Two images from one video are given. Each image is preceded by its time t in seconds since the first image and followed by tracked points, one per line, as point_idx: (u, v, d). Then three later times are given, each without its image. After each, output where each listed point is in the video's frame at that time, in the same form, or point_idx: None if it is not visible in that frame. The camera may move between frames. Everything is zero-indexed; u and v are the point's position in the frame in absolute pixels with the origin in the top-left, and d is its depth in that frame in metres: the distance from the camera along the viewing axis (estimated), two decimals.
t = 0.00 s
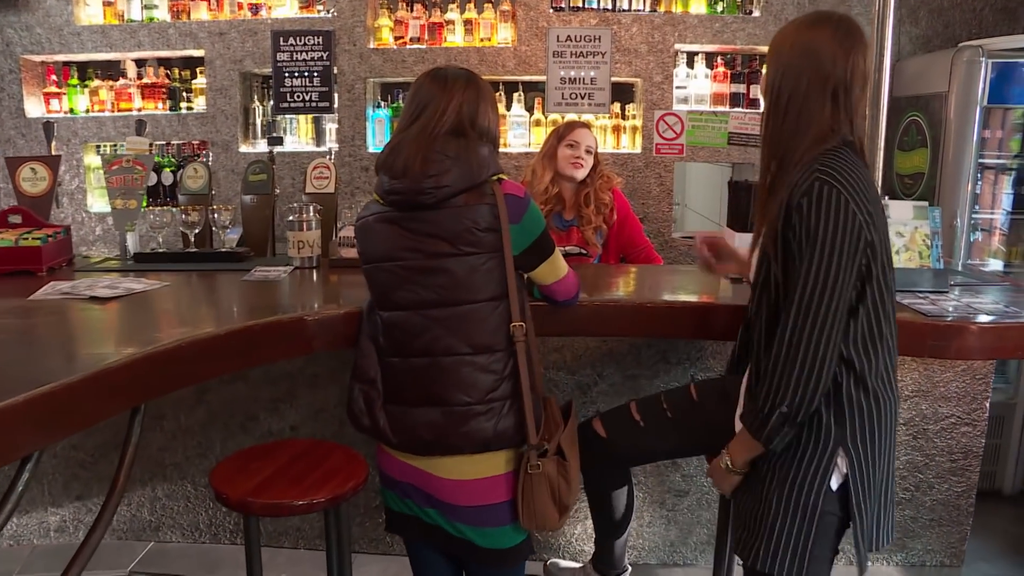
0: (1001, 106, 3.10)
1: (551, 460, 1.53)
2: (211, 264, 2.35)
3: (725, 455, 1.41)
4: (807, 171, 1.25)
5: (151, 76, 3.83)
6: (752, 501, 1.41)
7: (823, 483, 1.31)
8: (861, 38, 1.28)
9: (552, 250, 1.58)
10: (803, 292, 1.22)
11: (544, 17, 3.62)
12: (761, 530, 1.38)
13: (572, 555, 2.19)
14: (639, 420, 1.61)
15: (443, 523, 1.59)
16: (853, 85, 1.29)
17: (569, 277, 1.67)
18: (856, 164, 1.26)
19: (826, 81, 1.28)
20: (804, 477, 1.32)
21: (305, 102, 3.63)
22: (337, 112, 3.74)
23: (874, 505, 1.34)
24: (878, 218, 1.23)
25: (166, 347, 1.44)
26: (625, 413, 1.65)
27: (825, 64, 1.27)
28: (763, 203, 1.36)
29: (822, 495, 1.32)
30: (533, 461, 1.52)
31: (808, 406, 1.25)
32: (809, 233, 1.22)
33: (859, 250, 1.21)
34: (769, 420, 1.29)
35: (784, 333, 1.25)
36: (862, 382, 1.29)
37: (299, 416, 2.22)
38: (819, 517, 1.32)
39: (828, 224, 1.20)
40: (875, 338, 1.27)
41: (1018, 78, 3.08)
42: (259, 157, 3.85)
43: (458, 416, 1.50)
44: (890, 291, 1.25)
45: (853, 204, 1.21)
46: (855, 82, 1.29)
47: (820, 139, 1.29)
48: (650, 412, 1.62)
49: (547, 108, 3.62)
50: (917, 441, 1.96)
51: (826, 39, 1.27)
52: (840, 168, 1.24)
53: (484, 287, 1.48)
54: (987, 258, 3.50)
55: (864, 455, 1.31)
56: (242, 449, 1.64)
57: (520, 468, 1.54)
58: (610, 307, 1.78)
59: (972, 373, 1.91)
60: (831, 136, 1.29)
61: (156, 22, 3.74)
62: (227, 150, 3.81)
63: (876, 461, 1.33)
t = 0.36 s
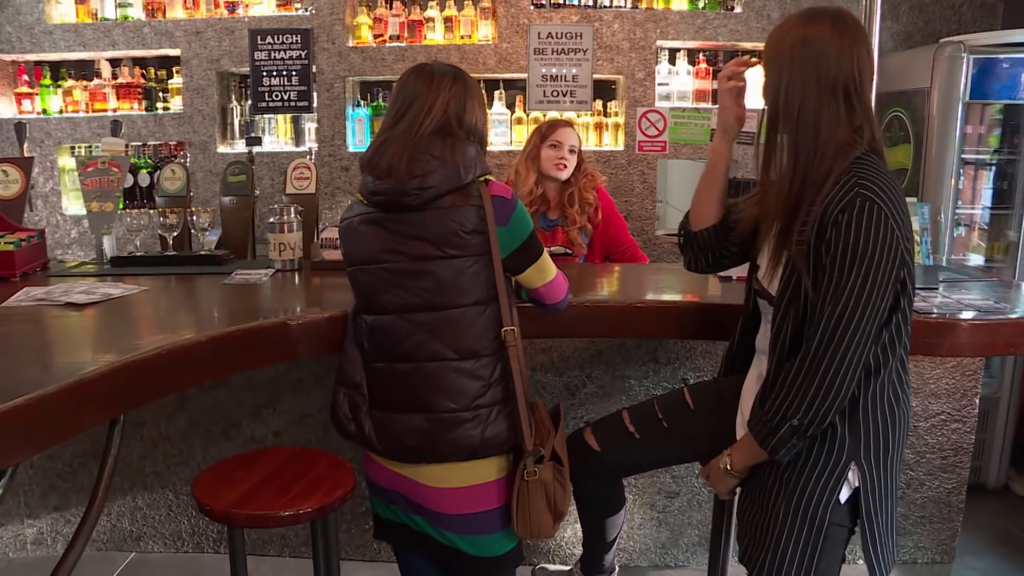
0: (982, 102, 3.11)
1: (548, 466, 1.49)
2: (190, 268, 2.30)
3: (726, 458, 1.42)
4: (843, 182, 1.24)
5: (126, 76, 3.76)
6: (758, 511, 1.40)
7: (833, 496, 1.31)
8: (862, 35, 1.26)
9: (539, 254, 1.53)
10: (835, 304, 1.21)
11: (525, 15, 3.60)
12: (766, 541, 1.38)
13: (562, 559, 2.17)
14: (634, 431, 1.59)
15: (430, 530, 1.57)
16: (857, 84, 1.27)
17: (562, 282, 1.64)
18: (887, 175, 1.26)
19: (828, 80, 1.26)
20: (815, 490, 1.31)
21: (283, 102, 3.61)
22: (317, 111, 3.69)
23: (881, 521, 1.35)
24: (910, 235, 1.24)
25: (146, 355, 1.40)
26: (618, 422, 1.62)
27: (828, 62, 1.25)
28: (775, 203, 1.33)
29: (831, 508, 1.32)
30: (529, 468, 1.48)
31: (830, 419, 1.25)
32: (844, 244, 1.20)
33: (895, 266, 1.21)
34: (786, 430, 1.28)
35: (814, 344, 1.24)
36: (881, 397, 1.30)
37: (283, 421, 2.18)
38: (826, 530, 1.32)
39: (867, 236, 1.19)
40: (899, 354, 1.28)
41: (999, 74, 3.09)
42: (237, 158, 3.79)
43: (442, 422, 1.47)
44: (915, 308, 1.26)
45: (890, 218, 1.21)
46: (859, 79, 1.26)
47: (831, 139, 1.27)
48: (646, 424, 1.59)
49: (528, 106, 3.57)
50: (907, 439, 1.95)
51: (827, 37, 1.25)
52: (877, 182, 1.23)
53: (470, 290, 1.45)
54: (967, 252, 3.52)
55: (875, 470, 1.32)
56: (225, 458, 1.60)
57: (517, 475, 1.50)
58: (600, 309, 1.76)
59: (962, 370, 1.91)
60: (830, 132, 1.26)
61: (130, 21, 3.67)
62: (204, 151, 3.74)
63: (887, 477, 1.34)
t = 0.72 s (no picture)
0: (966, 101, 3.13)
1: (546, 475, 1.47)
2: (175, 275, 2.26)
3: (710, 459, 1.43)
4: (812, 175, 1.23)
5: (106, 79, 3.70)
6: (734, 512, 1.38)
7: (807, 497, 1.29)
8: (833, 34, 1.25)
9: (533, 259, 1.52)
10: (802, 297, 1.20)
11: (509, 15, 3.58)
12: (739, 543, 1.36)
13: (556, 565, 2.16)
14: (629, 426, 1.57)
15: (426, 539, 1.55)
16: (832, 82, 1.26)
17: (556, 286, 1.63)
18: (861, 169, 1.24)
19: (802, 82, 1.25)
20: (788, 490, 1.30)
21: (266, 104, 3.60)
22: (300, 113, 3.65)
23: (859, 527, 1.31)
24: (884, 233, 1.21)
25: (133, 366, 1.37)
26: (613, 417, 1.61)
27: (800, 63, 1.24)
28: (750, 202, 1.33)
29: (804, 510, 1.29)
30: (527, 478, 1.46)
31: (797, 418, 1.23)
32: (810, 237, 1.19)
33: (862, 262, 1.18)
34: (756, 428, 1.27)
35: (779, 341, 1.23)
36: (858, 398, 1.27)
37: (271, 430, 2.15)
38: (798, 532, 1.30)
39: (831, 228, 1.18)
40: (873, 354, 1.25)
41: (982, 74, 3.11)
42: (220, 161, 3.74)
43: (437, 432, 1.45)
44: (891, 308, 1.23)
45: (857, 210, 1.19)
46: (832, 78, 1.25)
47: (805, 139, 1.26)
48: (641, 418, 1.58)
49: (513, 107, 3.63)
50: (900, 438, 1.96)
51: (797, 39, 1.25)
52: (844, 178, 1.21)
53: (464, 298, 1.43)
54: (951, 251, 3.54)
55: (852, 474, 1.29)
56: (216, 469, 1.57)
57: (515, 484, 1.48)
58: (594, 313, 1.74)
59: (954, 369, 1.92)
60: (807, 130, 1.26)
61: (109, 23, 3.61)
62: (186, 155, 3.69)
63: (865, 481, 1.31)
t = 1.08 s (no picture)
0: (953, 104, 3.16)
1: (537, 483, 1.46)
2: (161, 276, 2.22)
3: (689, 466, 1.40)
4: (767, 173, 1.25)
5: (89, 77, 3.65)
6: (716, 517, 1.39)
7: (781, 502, 1.28)
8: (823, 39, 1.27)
9: (528, 264, 1.51)
10: (761, 297, 1.22)
11: (498, 16, 3.57)
12: (721, 547, 1.36)
13: (546, 570, 2.14)
14: (623, 424, 1.60)
15: (418, 545, 1.53)
16: (819, 86, 1.28)
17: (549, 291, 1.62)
18: (823, 167, 1.24)
19: (799, 87, 1.26)
20: (762, 494, 1.30)
21: (251, 104, 3.56)
22: (286, 113, 3.62)
23: (837, 534, 1.29)
24: (844, 229, 1.21)
25: (122, 370, 1.34)
26: (608, 419, 1.63)
27: (795, 68, 1.25)
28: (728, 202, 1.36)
29: (779, 515, 1.29)
30: (518, 485, 1.45)
31: (762, 417, 1.24)
32: (766, 239, 1.22)
33: (817, 259, 1.19)
34: (728, 430, 1.29)
35: (744, 342, 1.25)
36: (827, 397, 1.26)
37: (259, 434, 2.12)
38: (775, 537, 1.29)
39: (783, 228, 1.20)
40: (840, 352, 1.24)
41: (969, 78, 3.14)
42: (204, 161, 3.70)
43: (430, 438, 1.43)
44: (856, 304, 1.22)
45: (812, 209, 1.20)
46: (820, 81, 1.27)
47: (787, 137, 1.28)
48: (636, 420, 1.60)
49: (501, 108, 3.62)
50: (892, 442, 1.96)
51: (792, 43, 1.25)
52: (802, 176, 1.22)
53: (459, 302, 1.41)
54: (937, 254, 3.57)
55: (826, 477, 1.27)
56: (205, 476, 1.55)
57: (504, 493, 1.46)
58: (587, 317, 1.73)
59: (946, 373, 1.92)
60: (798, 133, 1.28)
61: (92, 21, 3.56)
62: (170, 155, 3.65)
63: (841, 484, 1.29)
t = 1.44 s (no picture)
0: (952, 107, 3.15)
1: (541, 486, 1.44)
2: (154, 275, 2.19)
3: (695, 476, 1.41)
4: (766, 173, 1.24)
5: (80, 73, 3.61)
6: (723, 522, 1.37)
7: (791, 505, 1.27)
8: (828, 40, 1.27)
9: (529, 264, 1.49)
10: (763, 298, 1.21)
11: (494, 14, 3.55)
12: (729, 550, 1.34)
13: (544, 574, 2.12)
14: (625, 430, 1.59)
15: (417, 548, 1.51)
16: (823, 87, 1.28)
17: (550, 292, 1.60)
18: (822, 164, 1.23)
19: (807, 86, 1.26)
20: (771, 497, 1.28)
21: (245, 102, 3.52)
22: (280, 111, 3.59)
23: (845, 533, 1.29)
24: (846, 225, 1.20)
25: (116, 371, 1.31)
26: (610, 424, 1.62)
27: (805, 68, 1.25)
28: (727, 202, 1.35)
29: (789, 518, 1.27)
30: (522, 488, 1.42)
31: (769, 419, 1.23)
32: (767, 238, 1.21)
33: (820, 257, 1.18)
34: (734, 433, 1.28)
35: (747, 343, 1.24)
36: (831, 396, 1.25)
37: (254, 435, 2.10)
38: (785, 540, 1.28)
39: (784, 227, 1.19)
40: (843, 350, 1.23)
41: (967, 80, 3.14)
42: (197, 159, 3.66)
43: (429, 441, 1.41)
44: (858, 301, 1.21)
45: (811, 206, 1.19)
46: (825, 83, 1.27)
47: (793, 137, 1.27)
48: (638, 425, 1.59)
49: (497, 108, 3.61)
50: (892, 445, 1.95)
51: (801, 43, 1.25)
52: (801, 173, 1.21)
53: (459, 303, 1.39)
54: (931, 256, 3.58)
55: (834, 476, 1.27)
56: (200, 480, 1.52)
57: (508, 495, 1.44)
58: (588, 318, 1.72)
59: (946, 377, 1.91)
60: (804, 134, 1.27)
61: (84, 16, 3.51)
62: (162, 152, 3.61)
63: (849, 483, 1.28)
